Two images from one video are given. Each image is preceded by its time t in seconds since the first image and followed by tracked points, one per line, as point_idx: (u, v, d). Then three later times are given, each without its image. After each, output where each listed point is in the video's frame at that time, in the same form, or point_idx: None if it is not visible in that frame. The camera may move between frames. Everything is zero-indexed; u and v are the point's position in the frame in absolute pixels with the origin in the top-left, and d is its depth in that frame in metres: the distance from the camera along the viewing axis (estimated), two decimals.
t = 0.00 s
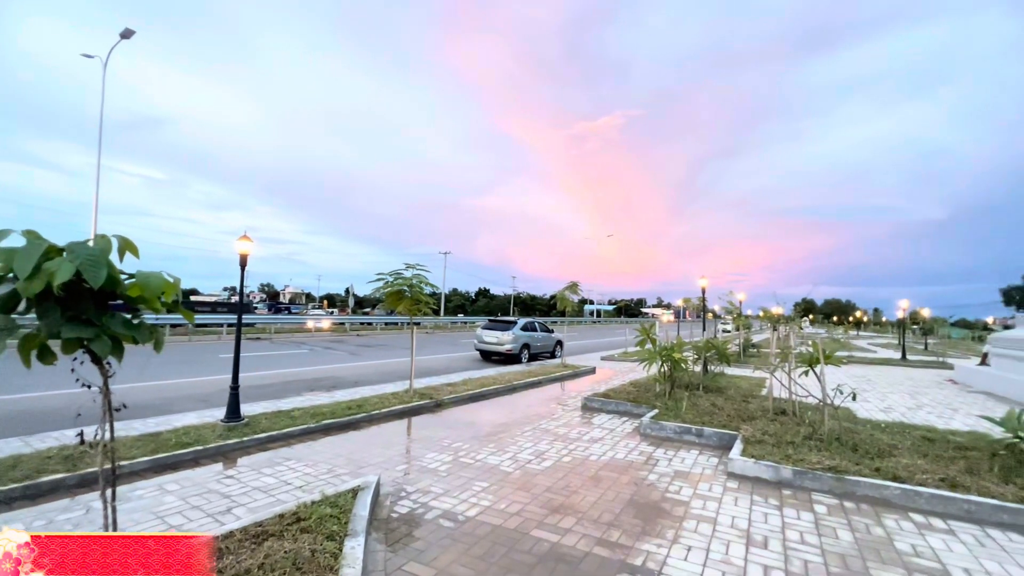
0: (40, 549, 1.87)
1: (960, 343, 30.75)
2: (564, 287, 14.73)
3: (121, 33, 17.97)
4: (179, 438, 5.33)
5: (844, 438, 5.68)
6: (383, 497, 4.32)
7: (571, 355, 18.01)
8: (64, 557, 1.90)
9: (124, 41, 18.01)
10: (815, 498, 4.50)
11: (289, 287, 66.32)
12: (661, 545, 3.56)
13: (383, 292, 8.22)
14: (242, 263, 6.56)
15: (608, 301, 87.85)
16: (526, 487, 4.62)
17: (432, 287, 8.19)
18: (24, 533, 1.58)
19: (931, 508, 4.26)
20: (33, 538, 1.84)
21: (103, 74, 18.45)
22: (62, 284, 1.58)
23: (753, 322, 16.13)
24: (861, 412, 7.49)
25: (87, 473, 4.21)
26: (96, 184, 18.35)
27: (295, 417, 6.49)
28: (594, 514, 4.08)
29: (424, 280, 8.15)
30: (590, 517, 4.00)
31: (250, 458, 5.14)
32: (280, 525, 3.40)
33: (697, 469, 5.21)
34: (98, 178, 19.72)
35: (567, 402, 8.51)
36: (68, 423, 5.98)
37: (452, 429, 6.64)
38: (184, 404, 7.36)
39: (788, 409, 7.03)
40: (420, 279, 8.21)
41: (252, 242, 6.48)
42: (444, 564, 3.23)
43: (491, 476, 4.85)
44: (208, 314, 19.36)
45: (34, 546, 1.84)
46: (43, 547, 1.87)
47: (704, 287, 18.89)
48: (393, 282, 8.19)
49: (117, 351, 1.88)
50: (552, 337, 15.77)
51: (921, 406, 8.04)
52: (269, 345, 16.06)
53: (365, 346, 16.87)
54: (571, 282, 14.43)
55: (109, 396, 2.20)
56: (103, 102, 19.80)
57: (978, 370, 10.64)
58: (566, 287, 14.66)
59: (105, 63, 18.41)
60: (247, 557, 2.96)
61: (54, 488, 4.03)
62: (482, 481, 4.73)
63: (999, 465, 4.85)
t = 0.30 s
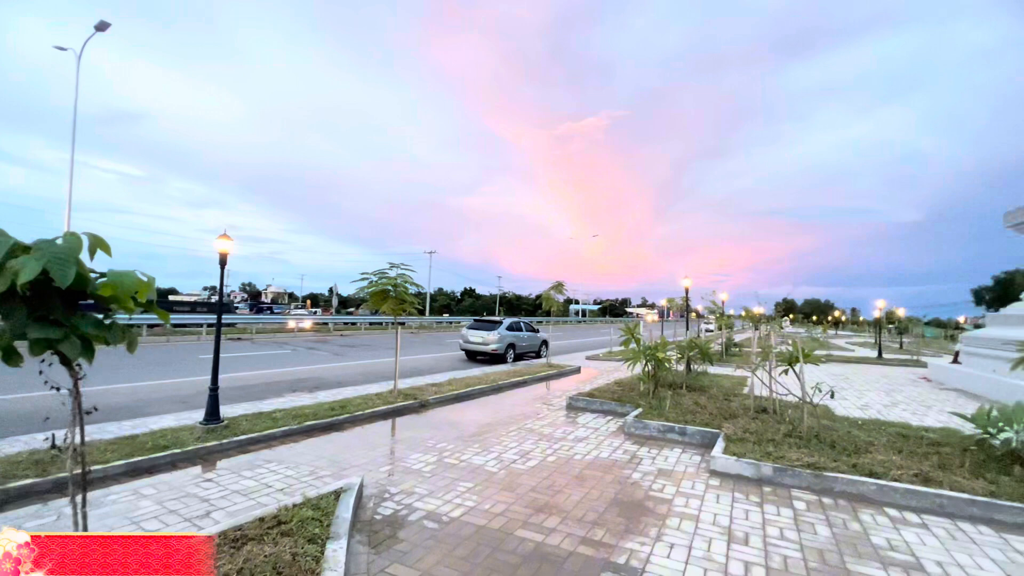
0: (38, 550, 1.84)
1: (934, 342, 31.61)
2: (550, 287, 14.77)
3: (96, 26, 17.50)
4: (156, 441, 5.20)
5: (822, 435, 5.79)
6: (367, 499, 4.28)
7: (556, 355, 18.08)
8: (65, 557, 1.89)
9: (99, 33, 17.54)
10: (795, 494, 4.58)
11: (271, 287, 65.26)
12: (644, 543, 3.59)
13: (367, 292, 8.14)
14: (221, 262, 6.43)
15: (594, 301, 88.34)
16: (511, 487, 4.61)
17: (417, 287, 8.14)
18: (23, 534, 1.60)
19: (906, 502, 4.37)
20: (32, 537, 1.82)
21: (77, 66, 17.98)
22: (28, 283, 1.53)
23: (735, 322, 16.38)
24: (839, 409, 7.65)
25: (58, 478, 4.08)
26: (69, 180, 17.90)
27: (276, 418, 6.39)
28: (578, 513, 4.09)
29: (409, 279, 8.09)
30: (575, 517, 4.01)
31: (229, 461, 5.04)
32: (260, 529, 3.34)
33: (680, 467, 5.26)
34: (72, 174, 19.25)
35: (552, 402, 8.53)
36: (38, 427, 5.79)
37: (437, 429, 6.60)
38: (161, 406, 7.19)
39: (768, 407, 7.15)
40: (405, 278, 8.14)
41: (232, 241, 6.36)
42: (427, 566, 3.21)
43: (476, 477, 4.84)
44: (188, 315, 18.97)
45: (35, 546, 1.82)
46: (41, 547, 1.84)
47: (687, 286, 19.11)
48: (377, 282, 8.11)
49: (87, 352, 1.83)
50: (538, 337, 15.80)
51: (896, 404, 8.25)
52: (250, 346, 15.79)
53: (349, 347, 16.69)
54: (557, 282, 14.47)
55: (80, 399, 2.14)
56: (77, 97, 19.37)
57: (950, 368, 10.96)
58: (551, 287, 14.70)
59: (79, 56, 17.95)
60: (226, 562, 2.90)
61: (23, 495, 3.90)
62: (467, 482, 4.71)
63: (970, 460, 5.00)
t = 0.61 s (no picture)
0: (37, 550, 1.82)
1: (908, 341, 32.49)
2: (535, 287, 14.79)
3: (69, 18, 16.99)
4: (130, 445, 5.07)
5: (801, 433, 5.90)
6: (349, 501, 4.23)
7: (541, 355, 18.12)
8: (64, 557, 1.86)
9: (72, 25, 17.03)
10: (774, 491, 4.66)
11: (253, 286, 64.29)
12: (627, 541, 3.61)
13: (351, 291, 8.04)
14: (199, 261, 6.29)
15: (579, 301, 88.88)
16: (495, 487, 4.60)
17: (401, 287, 8.07)
18: (23, 535, 1.65)
19: (881, 497, 4.47)
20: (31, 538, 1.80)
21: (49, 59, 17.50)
22: None
23: (717, 322, 16.61)
24: (817, 407, 7.81)
25: (27, 483, 3.95)
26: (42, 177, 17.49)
27: (256, 420, 6.27)
28: (562, 512, 4.10)
29: (392, 278, 8.02)
30: (559, 516, 4.01)
31: (208, 464, 4.93)
32: (238, 533, 3.27)
33: (663, 465, 5.32)
34: (43, 170, 18.72)
35: (537, 402, 8.54)
36: (6, 432, 5.60)
37: (421, 430, 6.55)
38: (136, 409, 7.01)
39: (749, 405, 7.27)
40: (388, 278, 8.07)
41: (211, 239, 6.23)
42: (410, 567, 3.18)
43: (460, 477, 4.81)
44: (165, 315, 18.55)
45: (35, 546, 1.80)
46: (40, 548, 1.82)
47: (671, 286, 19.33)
48: (361, 281, 8.02)
49: (55, 354, 1.77)
50: (523, 337, 15.82)
51: (872, 402, 8.45)
52: (230, 346, 15.50)
53: (332, 347, 16.50)
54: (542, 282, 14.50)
55: (48, 401, 2.06)
56: (49, 91, 18.92)
57: (923, 366, 11.27)
58: (536, 287, 14.72)
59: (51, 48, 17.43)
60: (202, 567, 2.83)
61: None
62: (450, 482, 4.68)
63: (941, 456, 5.14)
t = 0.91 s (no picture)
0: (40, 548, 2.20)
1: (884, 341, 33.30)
2: (520, 287, 14.79)
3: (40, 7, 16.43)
4: (103, 448, 4.93)
5: (781, 430, 6.01)
6: (331, 504, 4.17)
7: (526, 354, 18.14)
8: (65, 557, 2.18)
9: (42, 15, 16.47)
10: (754, 488, 4.74)
11: (232, 287, 63.05)
12: (611, 540, 3.64)
13: (333, 291, 7.94)
14: (176, 259, 6.15)
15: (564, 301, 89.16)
16: (479, 487, 4.59)
17: (384, 286, 7.99)
18: (24, 535, 1.70)
19: (857, 493, 4.58)
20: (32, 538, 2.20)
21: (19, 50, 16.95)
22: None
23: (700, 321, 16.83)
24: (796, 405, 7.96)
25: None
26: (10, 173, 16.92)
27: (236, 422, 6.15)
28: (546, 511, 4.10)
29: (376, 278, 7.93)
30: (543, 516, 4.02)
31: (185, 467, 4.82)
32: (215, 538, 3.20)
33: (646, 464, 5.36)
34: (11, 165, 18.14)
35: (521, 402, 8.54)
36: None
37: (405, 431, 6.50)
38: (110, 411, 6.82)
39: (730, 403, 7.37)
40: (372, 277, 7.98)
41: (188, 238, 6.09)
42: (393, 570, 3.15)
43: (444, 478, 4.79)
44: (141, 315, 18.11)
45: (39, 542, 2.17)
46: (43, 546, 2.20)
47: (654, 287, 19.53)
48: (343, 281, 7.93)
49: (20, 356, 1.71)
50: (508, 337, 15.81)
51: (849, 400, 8.64)
52: (209, 347, 15.18)
53: (314, 347, 16.28)
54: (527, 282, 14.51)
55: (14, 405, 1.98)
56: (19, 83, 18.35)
57: (897, 364, 11.56)
58: (521, 287, 14.73)
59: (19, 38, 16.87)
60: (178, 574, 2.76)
61: None
62: (434, 483, 4.66)
63: (914, 452, 5.28)
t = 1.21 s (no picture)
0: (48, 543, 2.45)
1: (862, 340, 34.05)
2: (506, 287, 14.79)
3: None
4: (77, 452, 4.79)
5: (762, 429, 6.10)
6: (314, 506, 4.11)
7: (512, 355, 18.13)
8: (64, 556, 2.36)
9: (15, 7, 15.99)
10: (737, 486, 4.80)
11: (214, 286, 61.96)
12: (596, 539, 3.65)
13: (317, 290, 7.84)
14: (155, 258, 6.01)
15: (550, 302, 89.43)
16: (465, 488, 4.57)
17: (369, 286, 7.93)
18: (24, 534, 1.59)
19: (836, 490, 4.67)
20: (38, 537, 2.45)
21: None
22: None
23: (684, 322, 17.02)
24: (778, 404, 8.09)
25: None
26: None
27: (216, 424, 6.04)
28: (532, 512, 4.10)
29: (361, 278, 7.85)
30: (528, 516, 4.01)
31: (163, 471, 4.72)
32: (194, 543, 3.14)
33: (631, 463, 5.40)
34: None
35: (507, 402, 8.54)
36: None
37: (390, 432, 6.44)
38: (84, 414, 6.63)
39: (714, 402, 7.46)
40: (357, 277, 7.90)
41: (168, 236, 5.96)
42: (377, 572, 3.12)
43: (430, 479, 4.76)
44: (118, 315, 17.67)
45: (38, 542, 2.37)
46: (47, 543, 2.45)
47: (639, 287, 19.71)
48: (328, 280, 7.84)
49: None
50: (494, 337, 15.79)
51: (829, 398, 8.81)
52: (189, 348, 14.88)
53: (298, 348, 16.07)
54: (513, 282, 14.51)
55: None
56: None
57: (875, 364, 11.82)
58: (508, 287, 14.73)
59: None
60: None
61: None
62: (420, 484, 4.62)
63: (891, 449, 5.41)
